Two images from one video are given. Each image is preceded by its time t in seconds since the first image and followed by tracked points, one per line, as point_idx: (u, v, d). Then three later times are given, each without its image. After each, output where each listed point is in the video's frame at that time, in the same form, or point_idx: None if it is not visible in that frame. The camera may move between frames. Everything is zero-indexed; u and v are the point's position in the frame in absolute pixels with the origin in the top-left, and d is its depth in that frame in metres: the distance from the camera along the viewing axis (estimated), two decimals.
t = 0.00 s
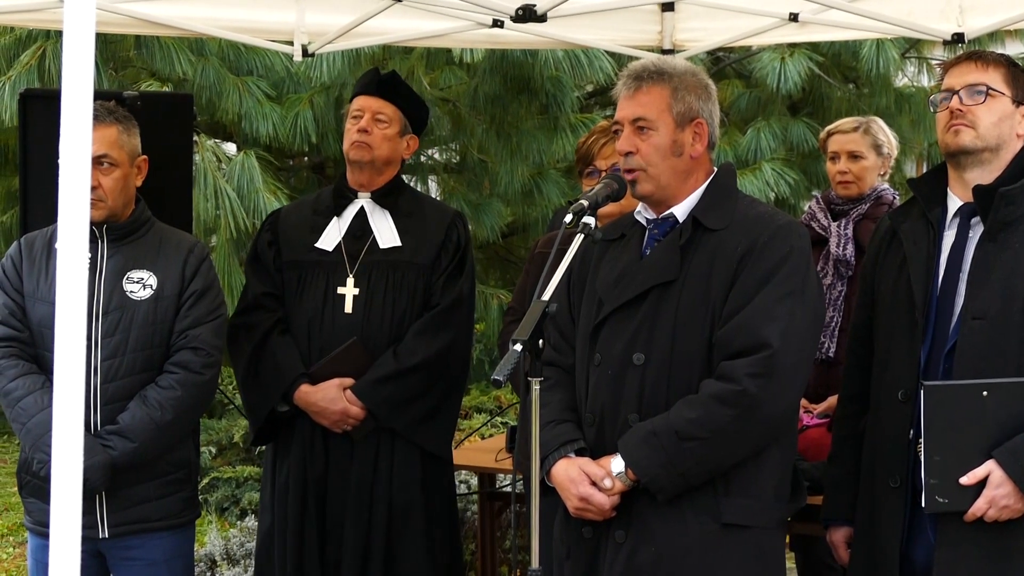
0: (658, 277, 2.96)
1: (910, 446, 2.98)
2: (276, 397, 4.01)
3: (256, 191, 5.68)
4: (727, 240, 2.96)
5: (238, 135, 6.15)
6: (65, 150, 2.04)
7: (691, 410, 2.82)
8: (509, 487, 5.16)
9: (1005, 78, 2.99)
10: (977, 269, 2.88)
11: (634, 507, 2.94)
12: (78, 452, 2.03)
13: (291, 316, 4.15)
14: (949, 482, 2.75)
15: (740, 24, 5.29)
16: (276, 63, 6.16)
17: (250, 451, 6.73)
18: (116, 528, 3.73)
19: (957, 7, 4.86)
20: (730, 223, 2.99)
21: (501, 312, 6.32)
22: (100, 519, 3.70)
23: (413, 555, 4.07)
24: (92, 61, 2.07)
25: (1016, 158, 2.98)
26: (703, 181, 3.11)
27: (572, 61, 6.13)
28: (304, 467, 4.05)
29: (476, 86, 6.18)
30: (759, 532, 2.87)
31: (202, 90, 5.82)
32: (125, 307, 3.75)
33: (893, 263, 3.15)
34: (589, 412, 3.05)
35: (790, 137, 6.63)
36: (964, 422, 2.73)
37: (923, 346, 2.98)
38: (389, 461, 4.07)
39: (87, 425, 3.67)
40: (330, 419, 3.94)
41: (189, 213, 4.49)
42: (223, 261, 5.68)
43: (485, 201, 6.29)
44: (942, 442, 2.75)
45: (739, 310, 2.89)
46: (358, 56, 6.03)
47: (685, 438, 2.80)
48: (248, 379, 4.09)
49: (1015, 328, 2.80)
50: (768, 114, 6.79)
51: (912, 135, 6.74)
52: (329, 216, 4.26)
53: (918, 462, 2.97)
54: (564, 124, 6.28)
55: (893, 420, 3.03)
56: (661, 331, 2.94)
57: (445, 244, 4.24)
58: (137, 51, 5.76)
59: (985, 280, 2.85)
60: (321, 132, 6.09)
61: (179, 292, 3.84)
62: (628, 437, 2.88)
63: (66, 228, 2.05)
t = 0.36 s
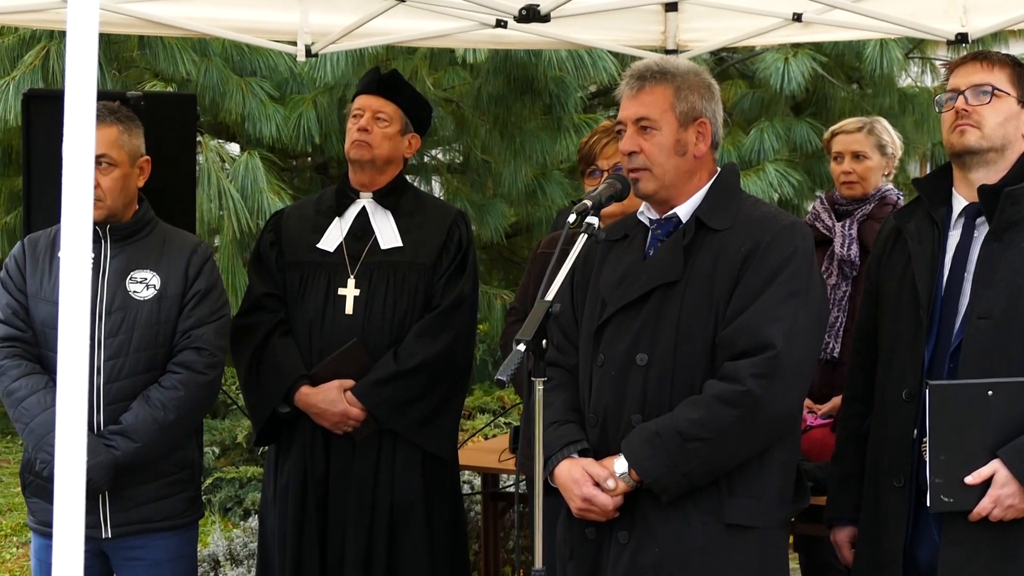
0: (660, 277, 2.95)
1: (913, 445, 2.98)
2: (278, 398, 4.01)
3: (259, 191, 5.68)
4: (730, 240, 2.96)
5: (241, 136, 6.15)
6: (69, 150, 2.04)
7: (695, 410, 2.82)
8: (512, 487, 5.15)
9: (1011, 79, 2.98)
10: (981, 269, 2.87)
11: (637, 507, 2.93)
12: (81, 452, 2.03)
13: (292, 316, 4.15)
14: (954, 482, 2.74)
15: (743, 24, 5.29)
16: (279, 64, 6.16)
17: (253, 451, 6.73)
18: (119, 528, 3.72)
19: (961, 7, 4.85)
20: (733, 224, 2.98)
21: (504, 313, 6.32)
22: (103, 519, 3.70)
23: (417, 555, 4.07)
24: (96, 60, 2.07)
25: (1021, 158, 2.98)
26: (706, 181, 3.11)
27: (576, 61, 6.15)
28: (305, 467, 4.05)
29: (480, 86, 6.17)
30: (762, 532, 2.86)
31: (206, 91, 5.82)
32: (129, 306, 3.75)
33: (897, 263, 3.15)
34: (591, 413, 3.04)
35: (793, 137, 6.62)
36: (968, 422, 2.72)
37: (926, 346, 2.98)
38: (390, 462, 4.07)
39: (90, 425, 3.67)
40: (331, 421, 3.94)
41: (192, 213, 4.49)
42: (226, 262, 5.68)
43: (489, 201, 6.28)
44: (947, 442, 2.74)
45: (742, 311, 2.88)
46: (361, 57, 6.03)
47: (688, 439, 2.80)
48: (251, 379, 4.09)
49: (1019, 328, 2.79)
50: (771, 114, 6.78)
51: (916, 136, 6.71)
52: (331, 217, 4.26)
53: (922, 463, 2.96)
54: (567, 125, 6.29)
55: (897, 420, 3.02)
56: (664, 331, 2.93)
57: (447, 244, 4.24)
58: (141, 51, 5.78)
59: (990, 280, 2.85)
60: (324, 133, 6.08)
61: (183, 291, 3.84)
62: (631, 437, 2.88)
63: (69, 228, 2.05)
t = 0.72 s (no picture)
0: (664, 277, 2.95)
1: (917, 444, 2.98)
2: (281, 399, 4.01)
3: (261, 191, 5.68)
4: (733, 240, 2.96)
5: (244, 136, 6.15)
6: (72, 149, 2.05)
7: (698, 410, 2.82)
8: (515, 486, 5.15)
9: (1015, 79, 2.97)
10: (985, 269, 2.87)
11: (640, 507, 2.93)
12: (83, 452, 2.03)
13: (296, 316, 4.15)
14: (958, 481, 2.74)
15: (746, 24, 5.28)
16: (281, 64, 6.17)
17: (255, 451, 6.74)
18: (121, 528, 3.72)
19: (964, 6, 4.83)
20: (736, 224, 2.98)
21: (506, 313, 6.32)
22: (106, 519, 3.70)
23: (420, 555, 4.06)
24: (98, 60, 2.07)
25: None
26: (709, 181, 3.10)
27: (579, 61, 6.15)
28: (308, 467, 4.06)
29: (483, 86, 6.16)
30: (765, 532, 2.86)
31: (208, 91, 5.82)
32: (132, 306, 3.75)
33: (900, 263, 3.14)
34: (594, 413, 3.04)
35: (796, 137, 6.61)
36: (972, 422, 2.72)
37: (930, 346, 2.97)
38: (394, 462, 4.07)
39: (93, 425, 3.67)
40: (336, 423, 3.94)
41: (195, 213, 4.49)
42: (228, 262, 5.68)
43: (491, 201, 6.27)
44: (951, 442, 2.74)
45: (745, 311, 2.88)
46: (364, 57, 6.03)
47: (691, 439, 2.80)
48: (254, 380, 4.09)
49: None
50: (773, 114, 6.77)
51: (919, 135, 6.69)
52: (334, 217, 4.25)
53: (925, 463, 2.96)
54: (569, 125, 6.29)
55: (900, 420, 3.02)
56: (667, 331, 2.93)
57: (450, 244, 4.24)
58: (143, 51, 5.81)
59: (993, 280, 2.84)
60: (326, 132, 6.08)
61: (186, 291, 3.84)
62: (634, 437, 2.88)
63: (72, 227, 2.05)
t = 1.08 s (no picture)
0: (669, 278, 2.94)
1: (922, 446, 2.97)
2: (286, 400, 4.01)
3: (264, 192, 5.68)
4: (738, 241, 2.95)
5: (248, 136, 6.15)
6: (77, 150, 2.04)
7: (703, 411, 2.81)
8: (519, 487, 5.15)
9: (1021, 79, 2.97)
10: (991, 270, 2.86)
11: (645, 508, 2.93)
12: (88, 454, 2.03)
13: (301, 316, 4.15)
14: (964, 482, 2.73)
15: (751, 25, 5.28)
16: (286, 65, 6.17)
17: (259, 452, 6.74)
18: (126, 529, 3.72)
19: (969, 7, 4.83)
20: (741, 225, 2.97)
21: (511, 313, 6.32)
22: (111, 520, 3.70)
23: (424, 556, 4.06)
24: (103, 61, 2.07)
25: None
26: (714, 182, 3.10)
27: (583, 62, 6.14)
28: (313, 468, 4.05)
29: (487, 87, 6.15)
30: (770, 534, 2.86)
31: (212, 91, 5.82)
32: (136, 307, 3.75)
33: (906, 264, 3.13)
34: (599, 414, 3.03)
35: (801, 138, 6.60)
36: (977, 423, 2.71)
37: (935, 347, 2.97)
38: (398, 463, 4.07)
39: (98, 426, 3.67)
40: (341, 424, 3.93)
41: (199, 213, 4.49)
42: (231, 262, 5.68)
43: (495, 202, 6.27)
44: (956, 443, 2.73)
45: (750, 312, 2.87)
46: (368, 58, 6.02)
47: (696, 440, 2.79)
48: (258, 380, 4.09)
49: None
50: (778, 115, 6.76)
51: (923, 136, 6.75)
52: (341, 217, 4.26)
53: (931, 464, 2.95)
54: (574, 126, 6.29)
55: (906, 421, 3.01)
56: (673, 332, 2.93)
57: (456, 246, 4.23)
58: (148, 52, 5.76)
59: (999, 281, 2.84)
60: (331, 133, 6.08)
61: (190, 292, 3.84)
62: (639, 438, 2.87)
63: (76, 229, 2.04)
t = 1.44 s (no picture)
0: (674, 278, 2.94)
1: (928, 446, 2.96)
2: (291, 400, 4.00)
3: (268, 191, 5.68)
4: (743, 241, 2.94)
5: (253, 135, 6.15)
6: (81, 151, 2.04)
7: (708, 411, 2.80)
8: (524, 487, 5.15)
9: None
10: (996, 270, 2.85)
11: (650, 508, 2.92)
12: (92, 454, 2.03)
13: (306, 316, 4.15)
14: (970, 482, 2.72)
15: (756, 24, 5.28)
16: (290, 64, 6.17)
17: (264, 451, 6.74)
18: (130, 529, 3.72)
19: (975, 6, 4.82)
20: (746, 224, 2.97)
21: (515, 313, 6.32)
22: (115, 519, 3.70)
23: (428, 555, 4.06)
24: (107, 61, 2.07)
25: None
26: (719, 181, 3.09)
27: (588, 61, 6.15)
28: (318, 467, 4.06)
29: (492, 86, 6.15)
30: (775, 534, 2.85)
31: (217, 91, 5.83)
32: (141, 307, 3.75)
33: (911, 264, 3.12)
34: (604, 413, 3.03)
35: (806, 137, 6.60)
36: (982, 423, 2.71)
37: (941, 347, 2.96)
38: (403, 462, 4.07)
39: (102, 426, 3.67)
40: (346, 424, 3.94)
41: (204, 212, 4.49)
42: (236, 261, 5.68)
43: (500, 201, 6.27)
44: (961, 443, 2.72)
45: (755, 312, 2.87)
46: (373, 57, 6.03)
47: (700, 440, 2.79)
48: (263, 380, 4.08)
49: None
50: (783, 114, 6.75)
51: (928, 135, 6.71)
52: (346, 217, 4.25)
53: (936, 464, 2.94)
54: (579, 125, 6.28)
55: (912, 421, 3.00)
56: (677, 332, 2.92)
57: (461, 246, 4.22)
58: (153, 52, 5.76)
59: (1004, 281, 2.83)
60: (336, 132, 6.08)
61: (194, 291, 3.84)
62: (644, 438, 2.86)
63: (81, 230, 2.04)
